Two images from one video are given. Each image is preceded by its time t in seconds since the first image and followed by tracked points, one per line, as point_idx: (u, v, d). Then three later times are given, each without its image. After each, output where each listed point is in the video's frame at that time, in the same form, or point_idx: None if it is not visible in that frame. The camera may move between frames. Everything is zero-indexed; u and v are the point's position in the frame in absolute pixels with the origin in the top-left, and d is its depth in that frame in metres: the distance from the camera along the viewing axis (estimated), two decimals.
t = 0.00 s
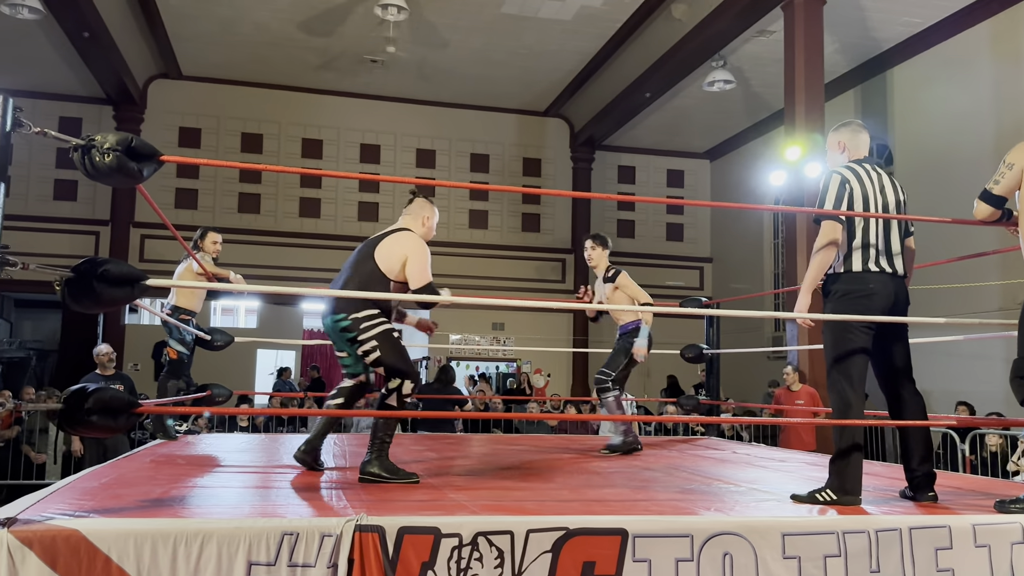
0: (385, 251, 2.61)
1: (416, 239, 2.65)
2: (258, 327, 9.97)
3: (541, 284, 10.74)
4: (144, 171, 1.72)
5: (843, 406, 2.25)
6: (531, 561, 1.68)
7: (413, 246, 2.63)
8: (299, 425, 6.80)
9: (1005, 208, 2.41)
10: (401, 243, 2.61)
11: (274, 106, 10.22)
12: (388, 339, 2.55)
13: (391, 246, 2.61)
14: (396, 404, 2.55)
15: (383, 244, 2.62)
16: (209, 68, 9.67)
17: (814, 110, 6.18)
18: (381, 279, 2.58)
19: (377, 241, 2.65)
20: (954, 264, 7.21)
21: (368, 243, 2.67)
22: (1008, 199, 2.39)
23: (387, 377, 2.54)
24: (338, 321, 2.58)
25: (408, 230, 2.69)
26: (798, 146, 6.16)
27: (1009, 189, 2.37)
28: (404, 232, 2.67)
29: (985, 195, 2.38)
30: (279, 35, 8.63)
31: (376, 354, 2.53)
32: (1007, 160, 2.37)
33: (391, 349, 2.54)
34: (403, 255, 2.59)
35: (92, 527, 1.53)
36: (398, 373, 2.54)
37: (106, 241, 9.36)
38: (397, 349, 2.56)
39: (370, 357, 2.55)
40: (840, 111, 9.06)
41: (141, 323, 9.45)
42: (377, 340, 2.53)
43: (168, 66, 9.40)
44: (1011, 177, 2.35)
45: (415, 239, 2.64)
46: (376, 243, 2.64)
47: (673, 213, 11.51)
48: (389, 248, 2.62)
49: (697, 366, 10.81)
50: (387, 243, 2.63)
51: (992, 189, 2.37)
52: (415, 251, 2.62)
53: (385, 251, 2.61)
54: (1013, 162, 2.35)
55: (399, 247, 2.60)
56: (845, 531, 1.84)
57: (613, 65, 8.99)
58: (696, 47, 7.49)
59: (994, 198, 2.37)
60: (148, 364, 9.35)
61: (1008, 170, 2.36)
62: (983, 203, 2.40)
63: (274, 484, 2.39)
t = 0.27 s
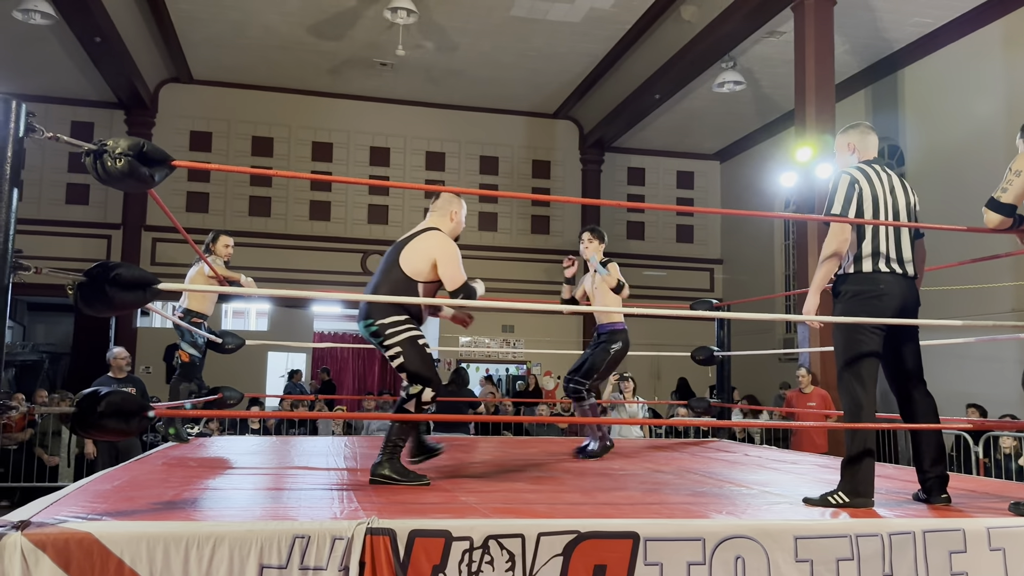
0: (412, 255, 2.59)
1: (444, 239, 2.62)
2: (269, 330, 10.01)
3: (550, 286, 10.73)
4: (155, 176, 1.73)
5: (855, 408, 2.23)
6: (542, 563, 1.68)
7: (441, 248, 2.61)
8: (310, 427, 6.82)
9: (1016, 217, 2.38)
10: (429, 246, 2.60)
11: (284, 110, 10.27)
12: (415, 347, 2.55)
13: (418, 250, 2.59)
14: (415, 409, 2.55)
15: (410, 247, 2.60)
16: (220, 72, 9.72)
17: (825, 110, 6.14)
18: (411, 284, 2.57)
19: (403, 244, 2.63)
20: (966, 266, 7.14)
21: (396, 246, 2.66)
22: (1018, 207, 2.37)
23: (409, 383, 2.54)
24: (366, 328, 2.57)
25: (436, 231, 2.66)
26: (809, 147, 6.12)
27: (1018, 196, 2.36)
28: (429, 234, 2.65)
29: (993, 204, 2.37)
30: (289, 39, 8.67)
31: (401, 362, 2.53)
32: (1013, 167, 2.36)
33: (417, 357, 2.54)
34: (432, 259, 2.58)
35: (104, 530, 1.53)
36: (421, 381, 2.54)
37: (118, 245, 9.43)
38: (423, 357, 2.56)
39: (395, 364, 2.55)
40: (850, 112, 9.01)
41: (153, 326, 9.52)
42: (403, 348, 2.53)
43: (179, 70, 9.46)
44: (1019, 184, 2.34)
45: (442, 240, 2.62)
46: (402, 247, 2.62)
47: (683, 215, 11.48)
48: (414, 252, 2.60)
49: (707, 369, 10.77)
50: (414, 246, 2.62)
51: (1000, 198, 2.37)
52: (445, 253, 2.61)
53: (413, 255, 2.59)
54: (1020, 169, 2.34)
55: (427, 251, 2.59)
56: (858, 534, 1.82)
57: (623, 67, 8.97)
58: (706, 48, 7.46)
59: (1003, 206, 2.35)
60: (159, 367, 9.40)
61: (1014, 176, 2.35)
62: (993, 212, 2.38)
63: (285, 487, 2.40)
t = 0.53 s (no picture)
0: (441, 256, 2.68)
1: (466, 232, 2.75)
2: (278, 332, 10.04)
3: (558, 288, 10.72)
4: (165, 180, 1.74)
5: (864, 410, 2.22)
6: (551, 565, 1.67)
7: (466, 241, 2.72)
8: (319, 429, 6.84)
9: None
10: (456, 244, 2.70)
11: (292, 113, 10.30)
12: (455, 354, 2.61)
13: (447, 250, 2.69)
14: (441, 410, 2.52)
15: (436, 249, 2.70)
16: (228, 75, 9.77)
17: (833, 111, 6.11)
18: (451, 283, 2.66)
19: (429, 249, 2.71)
20: (977, 267, 7.09)
21: (420, 252, 2.75)
22: None
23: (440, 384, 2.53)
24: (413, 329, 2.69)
25: (454, 228, 2.76)
26: (817, 148, 6.08)
27: None
28: (452, 233, 2.74)
29: (1004, 204, 2.35)
30: (297, 42, 8.70)
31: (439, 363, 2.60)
32: None
33: (453, 363, 2.59)
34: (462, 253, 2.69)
35: (115, 533, 1.54)
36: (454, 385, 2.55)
37: (127, 247, 9.48)
38: (461, 366, 2.61)
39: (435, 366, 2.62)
40: (859, 112, 8.97)
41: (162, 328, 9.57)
42: (443, 348, 2.60)
43: (187, 73, 9.50)
44: None
45: (463, 235, 2.73)
46: (429, 251, 2.71)
47: (691, 216, 11.44)
48: (443, 253, 2.68)
49: (716, 370, 10.74)
50: (441, 249, 2.71)
51: (1011, 197, 2.35)
52: (471, 244, 2.72)
53: (442, 255, 2.68)
54: None
55: (454, 247, 2.69)
56: (869, 537, 1.81)
57: (630, 68, 8.96)
58: (713, 49, 7.44)
59: (1014, 206, 2.34)
60: (169, 369, 9.45)
61: None
62: (1005, 212, 2.36)
63: (294, 489, 2.40)
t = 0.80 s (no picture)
0: (462, 247, 2.80)
1: (482, 221, 2.84)
2: (284, 333, 10.07)
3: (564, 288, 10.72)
4: (171, 182, 1.74)
5: (872, 410, 2.21)
6: (558, 566, 1.67)
7: (484, 229, 2.83)
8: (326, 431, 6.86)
9: None
10: (474, 234, 2.80)
11: (298, 115, 10.33)
12: (485, 345, 2.77)
13: (467, 240, 2.80)
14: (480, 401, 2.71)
15: (457, 241, 2.82)
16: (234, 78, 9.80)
17: (839, 110, 6.09)
18: (476, 271, 2.79)
19: (450, 241, 2.84)
20: (986, 266, 7.04)
21: (443, 245, 2.87)
22: None
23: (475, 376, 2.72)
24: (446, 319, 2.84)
25: (471, 218, 2.86)
26: (824, 147, 6.06)
27: None
28: (469, 223, 2.84)
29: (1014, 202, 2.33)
30: (303, 44, 8.72)
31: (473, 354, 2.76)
32: None
33: (485, 354, 2.76)
34: (480, 241, 2.79)
35: (122, 534, 1.54)
36: (487, 376, 2.74)
37: (134, 250, 9.52)
38: (491, 358, 2.78)
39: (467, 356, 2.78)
40: (865, 111, 8.94)
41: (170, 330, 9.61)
42: (476, 340, 2.75)
43: (194, 76, 9.54)
44: None
45: (480, 224, 2.83)
46: (450, 243, 2.83)
47: (698, 217, 11.42)
48: (463, 244, 2.80)
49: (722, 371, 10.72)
50: (461, 240, 2.82)
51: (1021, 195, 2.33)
52: (489, 231, 2.82)
53: (464, 247, 2.80)
54: None
55: (473, 237, 2.80)
56: (877, 537, 1.80)
57: (635, 69, 8.95)
58: (719, 49, 7.43)
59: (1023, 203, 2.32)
60: (176, 371, 9.49)
61: None
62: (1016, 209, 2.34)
63: (301, 491, 2.40)
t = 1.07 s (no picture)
0: (479, 248, 2.80)
1: (498, 221, 2.84)
2: (288, 334, 10.09)
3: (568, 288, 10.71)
4: (174, 182, 1.74)
5: (874, 408, 2.20)
6: (560, 565, 1.67)
7: (500, 229, 2.82)
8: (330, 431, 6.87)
9: None
10: (490, 235, 2.80)
11: (302, 115, 10.34)
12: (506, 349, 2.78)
13: (485, 241, 2.80)
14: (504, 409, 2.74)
15: (474, 242, 2.81)
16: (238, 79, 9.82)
17: (843, 109, 6.07)
18: (495, 272, 2.80)
19: (467, 242, 2.83)
20: (991, 265, 7.01)
21: (460, 247, 2.87)
22: None
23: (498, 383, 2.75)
24: (467, 318, 2.82)
25: (486, 218, 2.86)
26: (828, 146, 6.04)
27: None
28: (485, 223, 2.84)
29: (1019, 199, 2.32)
30: (306, 45, 8.74)
31: (492, 358, 2.77)
32: None
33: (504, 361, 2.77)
34: (498, 241, 2.79)
35: (126, 534, 1.55)
36: (504, 380, 2.78)
37: (138, 250, 9.55)
38: (507, 362, 2.79)
39: (485, 357, 2.79)
40: (869, 110, 8.91)
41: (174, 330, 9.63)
42: (497, 344, 2.76)
43: (197, 77, 9.56)
44: None
45: (496, 224, 2.83)
46: (468, 244, 2.83)
47: (701, 216, 11.39)
48: (481, 244, 2.80)
49: (726, 370, 10.70)
50: (477, 240, 2.82)
51: None
52: (505, 231, 2.81)
53: (481, 248, 2.80)
54: None
55: (490, 237, 2.80)
56: (880, 536, 1.79)
57: (639, 68, 8.94)
58: (723, 48, 7.41)
59: None
60: (180, 372, 9.51)
61: None
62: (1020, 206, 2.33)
63: (305, 490, 2.41)
